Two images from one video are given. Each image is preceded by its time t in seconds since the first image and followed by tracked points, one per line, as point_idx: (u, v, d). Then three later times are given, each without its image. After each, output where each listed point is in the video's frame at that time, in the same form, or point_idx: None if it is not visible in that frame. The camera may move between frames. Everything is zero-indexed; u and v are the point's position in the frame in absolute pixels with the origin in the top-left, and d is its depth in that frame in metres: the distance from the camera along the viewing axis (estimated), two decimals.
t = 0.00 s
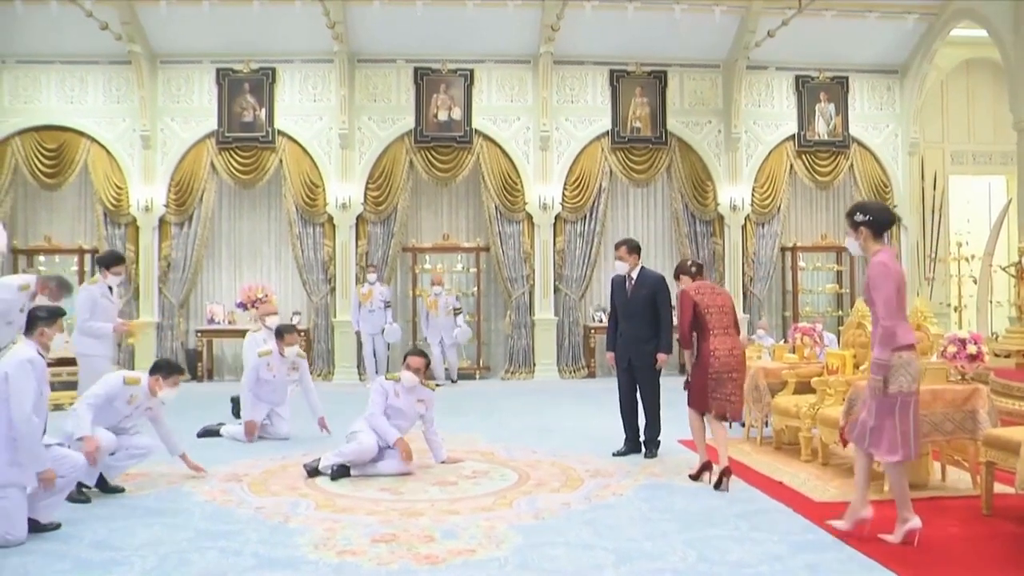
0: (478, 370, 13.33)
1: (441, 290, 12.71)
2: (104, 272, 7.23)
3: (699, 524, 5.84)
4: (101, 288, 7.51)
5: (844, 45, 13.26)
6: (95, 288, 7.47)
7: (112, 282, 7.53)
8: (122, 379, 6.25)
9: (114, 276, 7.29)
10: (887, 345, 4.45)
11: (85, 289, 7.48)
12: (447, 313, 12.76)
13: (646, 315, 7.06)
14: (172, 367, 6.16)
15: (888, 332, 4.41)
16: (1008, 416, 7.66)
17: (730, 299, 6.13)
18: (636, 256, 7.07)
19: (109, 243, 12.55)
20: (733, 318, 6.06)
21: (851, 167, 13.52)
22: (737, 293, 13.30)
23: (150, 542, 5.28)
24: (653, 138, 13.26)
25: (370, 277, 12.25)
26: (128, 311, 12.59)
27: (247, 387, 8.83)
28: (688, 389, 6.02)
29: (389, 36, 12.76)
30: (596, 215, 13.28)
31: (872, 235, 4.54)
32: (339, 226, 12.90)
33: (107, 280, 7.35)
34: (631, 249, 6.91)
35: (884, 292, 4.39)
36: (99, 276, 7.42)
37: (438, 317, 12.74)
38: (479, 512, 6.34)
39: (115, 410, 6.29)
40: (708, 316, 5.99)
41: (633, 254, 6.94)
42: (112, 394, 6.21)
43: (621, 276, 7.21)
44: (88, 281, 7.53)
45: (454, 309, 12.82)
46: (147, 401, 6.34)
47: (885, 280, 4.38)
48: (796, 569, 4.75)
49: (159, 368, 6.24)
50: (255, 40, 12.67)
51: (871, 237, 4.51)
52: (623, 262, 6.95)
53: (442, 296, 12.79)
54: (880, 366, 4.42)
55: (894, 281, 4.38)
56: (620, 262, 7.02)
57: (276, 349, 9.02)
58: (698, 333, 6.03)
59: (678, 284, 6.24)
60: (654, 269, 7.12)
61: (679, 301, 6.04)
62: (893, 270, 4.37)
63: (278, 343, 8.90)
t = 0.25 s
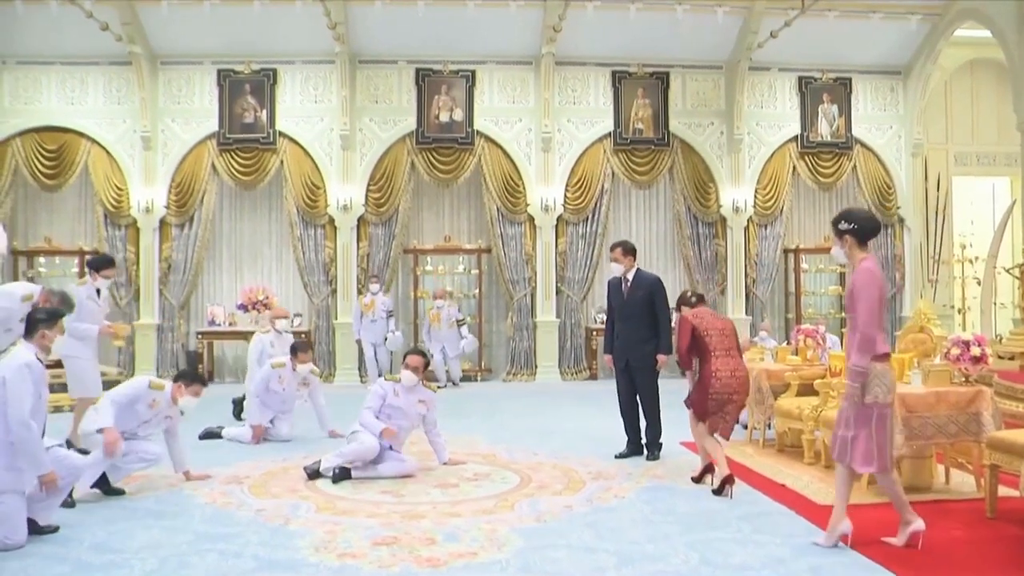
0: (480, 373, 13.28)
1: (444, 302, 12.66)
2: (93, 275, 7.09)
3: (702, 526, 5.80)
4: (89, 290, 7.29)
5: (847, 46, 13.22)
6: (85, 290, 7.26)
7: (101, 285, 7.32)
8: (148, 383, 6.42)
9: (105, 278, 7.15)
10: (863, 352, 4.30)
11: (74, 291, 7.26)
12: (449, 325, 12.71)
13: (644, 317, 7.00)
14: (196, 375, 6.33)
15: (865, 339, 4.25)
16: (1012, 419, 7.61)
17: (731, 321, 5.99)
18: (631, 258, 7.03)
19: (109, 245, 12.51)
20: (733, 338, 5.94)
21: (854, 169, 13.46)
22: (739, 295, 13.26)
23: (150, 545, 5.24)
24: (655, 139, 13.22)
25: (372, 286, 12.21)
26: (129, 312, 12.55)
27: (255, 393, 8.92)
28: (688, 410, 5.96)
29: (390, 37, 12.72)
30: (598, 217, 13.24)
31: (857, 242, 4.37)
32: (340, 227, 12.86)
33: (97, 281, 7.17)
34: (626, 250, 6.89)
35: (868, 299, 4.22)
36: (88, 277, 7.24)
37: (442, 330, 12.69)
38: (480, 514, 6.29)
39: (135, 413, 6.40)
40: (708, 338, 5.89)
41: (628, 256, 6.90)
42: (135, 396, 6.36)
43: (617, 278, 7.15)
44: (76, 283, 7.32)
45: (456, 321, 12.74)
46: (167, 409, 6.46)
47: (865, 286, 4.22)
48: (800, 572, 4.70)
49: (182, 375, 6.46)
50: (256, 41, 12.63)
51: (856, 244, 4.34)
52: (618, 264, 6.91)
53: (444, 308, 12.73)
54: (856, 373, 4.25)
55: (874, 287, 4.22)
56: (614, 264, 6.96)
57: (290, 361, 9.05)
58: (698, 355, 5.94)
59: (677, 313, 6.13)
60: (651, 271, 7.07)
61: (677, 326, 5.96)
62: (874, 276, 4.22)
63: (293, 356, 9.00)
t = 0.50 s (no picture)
0: (481, 375, 13.23)
1: (448, 311, 12.72)
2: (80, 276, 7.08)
3: (707, 530, 5.74)
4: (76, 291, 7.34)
5: (849, 47, 13.17)
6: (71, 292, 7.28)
7: (88, 287, 7.36)
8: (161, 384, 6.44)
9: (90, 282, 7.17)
10: (835, 352, 4.20)
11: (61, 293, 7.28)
12: (454, 333, 12.71)
13: (641, 319, 6.96)
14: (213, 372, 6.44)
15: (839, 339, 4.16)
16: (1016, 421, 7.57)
17: (731, 343, 6.02)
18: (626, 261, 7.01)
19: (109, 246, 12.45)
20: (733, 356, 5.94)
21: (857, 170, 13.41)
22: (742, 297, 13.22)
23: (150, 548, 5.19)
24: (657, 141, 13.19)
25: (373, 299, 12.24)
26: (129, 315, 12.49)
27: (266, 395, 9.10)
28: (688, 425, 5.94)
29: (391, 38, 12.67)
30: (600, 219, 13.20)
31: (839, 243, 4.30)
32: (341, 229, 12.80)
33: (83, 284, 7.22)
34: (620, 253, 6.94)
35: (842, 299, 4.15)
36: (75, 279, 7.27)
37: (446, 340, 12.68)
38: (482, 517, 6.24)
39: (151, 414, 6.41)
40: (707, 357, 5.90)
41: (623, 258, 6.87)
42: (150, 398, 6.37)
43: (613, 280, 7.12)
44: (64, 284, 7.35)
45: (461, 330, 12.74)
46: (182, 408, 6.51)
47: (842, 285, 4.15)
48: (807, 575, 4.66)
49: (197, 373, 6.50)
50: (257, 42, 12.58)
51: (837, 246, 4.27)
52: (614, 267, 6.88)
53: (449, 316, 12.78)
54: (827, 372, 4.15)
55: (851, 286, 4.14)
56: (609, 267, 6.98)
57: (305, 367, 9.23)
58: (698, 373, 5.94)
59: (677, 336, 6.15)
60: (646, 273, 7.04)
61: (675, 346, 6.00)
62: (851, 276, 4.15)
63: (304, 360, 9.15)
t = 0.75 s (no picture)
0: (486, 376, 13.17)
1: (463, 315, 12.60)
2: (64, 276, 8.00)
3: (716, 532, 5.68)
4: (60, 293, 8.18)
5: (857, 46, 13.10)
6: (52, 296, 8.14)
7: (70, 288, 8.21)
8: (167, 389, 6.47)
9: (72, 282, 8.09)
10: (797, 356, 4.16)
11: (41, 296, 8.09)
12: (465, 337, 12.65)
13: (639, 322, 6.89)
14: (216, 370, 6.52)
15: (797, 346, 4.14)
16: None
17: (734, 336, 5.92)
18: (623, 261, 6.93)
19: (114, 247, 12.41)
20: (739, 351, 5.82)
21: (864, 170, 13.33)
22: (748, 297, 13.15)
23: (154, 549, 5.14)
24: (663, 141, 13.12)
25: (379, 307, 12.25)
26: (133, 315, 12.44)
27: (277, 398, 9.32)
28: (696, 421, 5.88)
29: (395, 38, 12.63)
30: (606, 219, 13.14)
31: (817, 244, 4.19)
32: (346, 229, 12.75)
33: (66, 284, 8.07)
34: (617, 254, 6.82)
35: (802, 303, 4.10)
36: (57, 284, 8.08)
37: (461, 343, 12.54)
38: (488, 519, 6.18)
39: (162, 420, 6.44)
40: (711, 352, 5.80)
41: (620, 259, 6.79)
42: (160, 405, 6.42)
43: (610, 281, 7.05)
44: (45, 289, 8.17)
45: (474, 335, 12.64)
46: (190, 408, 6.55)
47: (802, 291, 4.10)
48: None
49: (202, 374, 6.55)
50: (262, 42, 12.53)
51: (815, 246, 4.18)
52: (611, 269, 6.80)
53: (462, 320, 12.66)
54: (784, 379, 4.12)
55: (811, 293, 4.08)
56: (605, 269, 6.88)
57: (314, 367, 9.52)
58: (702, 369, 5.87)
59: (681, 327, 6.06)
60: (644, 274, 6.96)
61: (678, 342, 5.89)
62: (810, 283, 4.07)
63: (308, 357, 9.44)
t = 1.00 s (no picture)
0: (494, 377, 13.14)
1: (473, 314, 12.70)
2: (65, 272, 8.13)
3: (727, 533, 5.64)
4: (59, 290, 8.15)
5: (867, 45, 13.02)
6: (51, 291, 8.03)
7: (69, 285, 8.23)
8: (164, 394, 6.41)
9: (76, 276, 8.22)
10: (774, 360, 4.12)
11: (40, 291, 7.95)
12: (476, 338, 12.71)
13: (638, 324, 6.85)
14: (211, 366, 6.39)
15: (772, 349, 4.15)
16: None
17: (741, 315, 5.91)
18: (624, 264, 6.92)
19: (122, 247, 12.40)
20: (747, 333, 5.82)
21: (875, 169, 13.25)
22: (758, 298, 13.09)
23: (163, 549, 5.11)
24: (672, 140, 13.10)
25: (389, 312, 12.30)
26: (141, 315, 12.44)
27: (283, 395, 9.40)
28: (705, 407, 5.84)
29: (403, 38, 12.61)
30: (614, 219, 13.10)
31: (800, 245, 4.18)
32: (354, 230, 12.73)
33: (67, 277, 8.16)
34: (619, 256, 6.81)
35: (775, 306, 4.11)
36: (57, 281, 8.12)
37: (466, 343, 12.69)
38: (496, 519, 6.14)
39: (165, 427, 6.43)
40: (720, 333, 5.77)
41: (620, 262, 6.76)
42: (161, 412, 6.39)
43: (611, 283, 7.03)
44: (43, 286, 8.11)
45: (484, 334, 12.74)
46: (192, 408, 6.53)
47: (773, 294, 4.13)
48: None
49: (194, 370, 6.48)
50: (270, 42, 12.51)
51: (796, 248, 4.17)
52: (611, 271, 6.78)
53: (473, 319, 12.77)
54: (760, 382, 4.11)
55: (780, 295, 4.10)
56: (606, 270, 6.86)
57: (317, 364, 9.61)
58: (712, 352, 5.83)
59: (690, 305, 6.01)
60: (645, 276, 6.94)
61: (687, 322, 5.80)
62: (779, 285, 4.10)
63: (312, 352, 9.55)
